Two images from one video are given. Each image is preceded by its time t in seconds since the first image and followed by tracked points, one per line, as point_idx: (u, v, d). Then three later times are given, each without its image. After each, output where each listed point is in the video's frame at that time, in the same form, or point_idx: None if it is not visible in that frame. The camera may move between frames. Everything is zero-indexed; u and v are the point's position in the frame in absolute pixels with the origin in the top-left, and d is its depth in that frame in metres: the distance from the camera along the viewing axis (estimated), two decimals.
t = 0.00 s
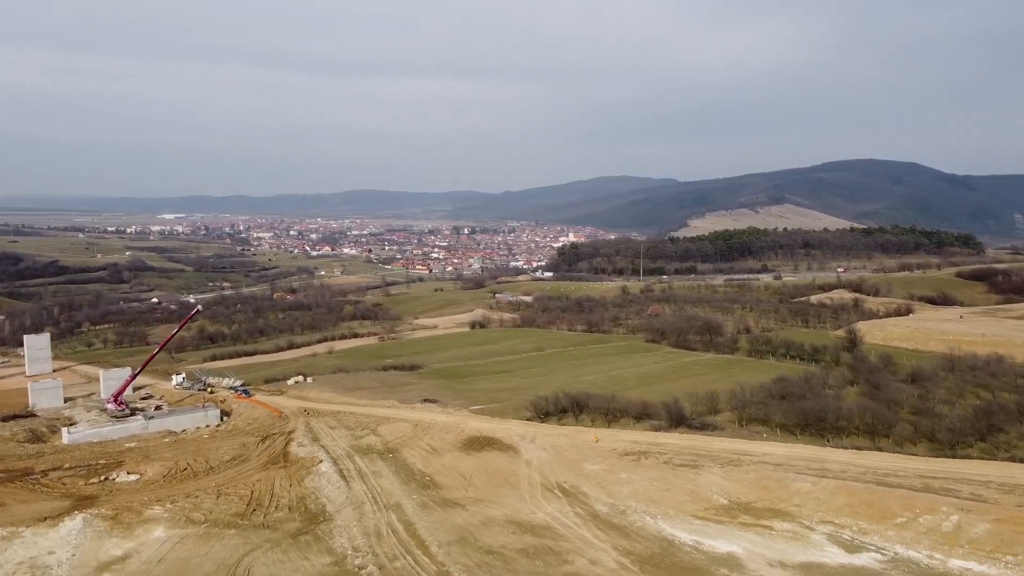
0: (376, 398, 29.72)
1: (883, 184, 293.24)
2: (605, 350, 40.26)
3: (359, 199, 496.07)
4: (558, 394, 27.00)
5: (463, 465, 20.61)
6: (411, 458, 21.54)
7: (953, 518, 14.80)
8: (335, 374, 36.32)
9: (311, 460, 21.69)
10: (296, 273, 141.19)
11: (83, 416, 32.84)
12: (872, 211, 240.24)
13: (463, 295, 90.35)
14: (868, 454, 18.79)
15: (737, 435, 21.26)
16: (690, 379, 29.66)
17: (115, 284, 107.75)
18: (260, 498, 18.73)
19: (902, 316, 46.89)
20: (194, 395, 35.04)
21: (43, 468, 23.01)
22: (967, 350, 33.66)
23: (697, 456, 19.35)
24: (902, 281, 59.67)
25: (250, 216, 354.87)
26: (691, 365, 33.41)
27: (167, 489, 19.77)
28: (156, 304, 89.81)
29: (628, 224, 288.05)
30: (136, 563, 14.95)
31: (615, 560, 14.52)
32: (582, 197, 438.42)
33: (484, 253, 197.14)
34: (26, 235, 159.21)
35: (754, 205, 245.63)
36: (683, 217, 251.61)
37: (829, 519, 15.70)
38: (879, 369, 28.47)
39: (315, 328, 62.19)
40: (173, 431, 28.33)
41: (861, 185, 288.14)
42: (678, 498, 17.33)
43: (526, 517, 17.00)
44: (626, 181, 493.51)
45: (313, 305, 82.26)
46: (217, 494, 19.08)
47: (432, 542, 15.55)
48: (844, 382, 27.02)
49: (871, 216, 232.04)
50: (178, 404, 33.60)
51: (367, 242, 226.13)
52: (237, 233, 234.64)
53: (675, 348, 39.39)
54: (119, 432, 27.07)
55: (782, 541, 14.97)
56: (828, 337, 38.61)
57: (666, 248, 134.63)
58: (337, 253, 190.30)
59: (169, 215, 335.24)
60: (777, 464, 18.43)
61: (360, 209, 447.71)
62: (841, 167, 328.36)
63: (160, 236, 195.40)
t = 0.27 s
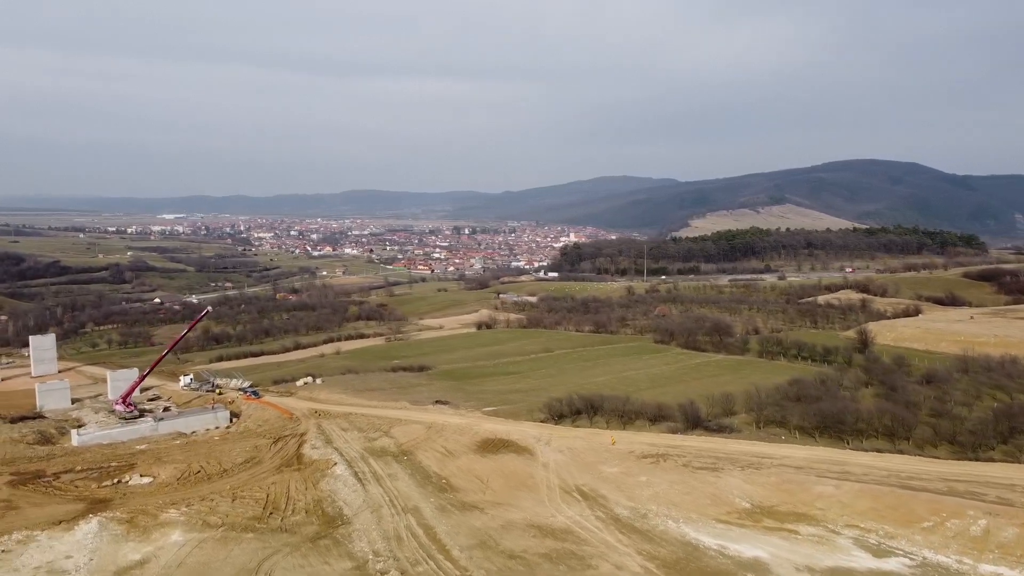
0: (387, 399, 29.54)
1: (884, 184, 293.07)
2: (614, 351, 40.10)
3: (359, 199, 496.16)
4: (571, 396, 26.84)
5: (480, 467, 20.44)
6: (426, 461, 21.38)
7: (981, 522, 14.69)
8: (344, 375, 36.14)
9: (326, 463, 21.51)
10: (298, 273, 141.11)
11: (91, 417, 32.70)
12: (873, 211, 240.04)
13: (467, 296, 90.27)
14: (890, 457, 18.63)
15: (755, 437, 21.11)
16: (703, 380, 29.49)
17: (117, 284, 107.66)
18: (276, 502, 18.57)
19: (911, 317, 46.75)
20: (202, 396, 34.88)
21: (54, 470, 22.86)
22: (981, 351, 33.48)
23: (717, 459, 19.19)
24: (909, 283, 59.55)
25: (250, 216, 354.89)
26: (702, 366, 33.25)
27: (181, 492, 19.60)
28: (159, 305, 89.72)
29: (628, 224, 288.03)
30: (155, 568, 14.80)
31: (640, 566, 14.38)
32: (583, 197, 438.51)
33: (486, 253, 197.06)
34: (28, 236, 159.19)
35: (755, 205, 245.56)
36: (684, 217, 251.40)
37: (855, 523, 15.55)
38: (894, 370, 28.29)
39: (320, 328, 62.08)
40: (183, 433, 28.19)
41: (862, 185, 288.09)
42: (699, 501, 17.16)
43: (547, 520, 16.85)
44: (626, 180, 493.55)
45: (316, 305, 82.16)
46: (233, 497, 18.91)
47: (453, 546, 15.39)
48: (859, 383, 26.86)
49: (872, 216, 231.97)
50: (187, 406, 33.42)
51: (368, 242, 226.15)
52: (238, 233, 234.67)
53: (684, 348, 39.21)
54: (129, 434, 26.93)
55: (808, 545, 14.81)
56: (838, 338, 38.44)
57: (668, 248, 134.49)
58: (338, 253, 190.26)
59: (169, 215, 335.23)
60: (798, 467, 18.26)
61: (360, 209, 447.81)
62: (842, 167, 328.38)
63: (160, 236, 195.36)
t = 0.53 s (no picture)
0: (398, 401, 29.40)
1: (885, 184, 292.89)
2: (623, 352, 39.96)
3: (360, 199, 496.24)
4: (585, 398, 26.68)
5: (496, 470, 20.26)
6: (442, 463, 21.20)
7: (1010, 527, 14.59)
8: (353, 376, 35.99)
9: (341, 465, 21.33)
10: (300, 273, 140.93)
11: (100, 419, 32.54)
12: (874, 211, 239.84)
13: (470, 296, 90.12)
14: (912, 459, 18.50)
15: (775, 440, 20.95)
16: (716, 382, 29.31)
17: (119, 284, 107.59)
18: (293, 504, 18.44)
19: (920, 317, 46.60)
20: (211, 397, 34.72)
21: (66, 472, 22.68)
22: (994, 353, 33.33)
23: (737, 462, 19.03)
24: (916, 283, 59.49)
25: (250, 216, 355.06)
26: (713, 368, 33.09)
27: (196, 495, 19.45)
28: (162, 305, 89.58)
29: (629, 224, 287.93)
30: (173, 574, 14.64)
31: (665, 571, 14.23)
32: (583, 197, 438.42)
33: (487, 253, 196.93)
34: (29, 236, 159.14)
35: (756, 205, 245.47)
36: (686, 217, 251.13)
37: (881, 527, 15.41)
38: (909, 371, 28.14)
39: (325, 328, 61.93)
40: (193, 434, 28.04)
41: (863, 185, 287.97)
42: (722, 505, 16.99)
43: (568, 523, 16.68)
44: (627, 181, 493.50)
45: (320, 306, 82.02)
46: (249, 500, 18.72)
47: (476, 551, 15.23)
48: (874, 385, 26.72)
49: (873, 216, 231.90)
50: (195, 407, 33.27)
51: (369, 242, 226.22)
52: (238, 233, 234.69)
53: (694, 350, 39.08)
54: (139, 435, 26.81)
55: (835, 549, 14.66)
56: (849, 339, 38.26)
57: (671, 248, 134.34)
58: (339, 253, 190.29)
59: (169, 215, 335.10)
60: (820, 470, 18.10)
61: (360, 209, 447.85)
62: (843, 167, 328.31)
63: (161, 237, 195.26)
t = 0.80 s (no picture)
0: (410, 402, 29.21)
1: (886, 184, 292.67)
2: (633, 353, 39.76)
3: (360, 199, 496.34)
4: (599, 400, 26.51)
5: (513, 473, 20.08)
6: (458, 465, 21.04)
7: None
8: (362, 377, 35.82)
9: (356, 468, 21.14)
10: (302, 273, 140.80)
11: (108, 420, 32.37)
12: (875, 211, 239.62)
13: (474, 296, 90.00)
14: (935, 463, 18.33)
15: (794, 442, 20.79)
16: (730, 383, 29.14)
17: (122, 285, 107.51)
18: (309, 507, 18.25)
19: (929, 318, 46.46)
20: (219, 399, 34.58)
21: (78, 475, 22.50)
22: (1007, 354, 33.13)
23: (758, 465, 18.85)
24: (923, 284, 59.33)
25: (251, 217, 355.15)
26: (725, 369, 32.93)
27: (211, 498, 19.28)
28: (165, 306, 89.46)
29: (630, 224, 287.89)
30: None
31: None
32: (584, 197, 438.35)
33: (489, 253, 196.80)
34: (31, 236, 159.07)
35: (757, 204, 245.35)
36: (687, 217, 250.86)
37: (908, 531, 15.23)
38: (923, 372, 27.99)
39: (330, 329, 61.79)
40: (203, 436, 27.90)
41: (864, 185, 287.85)
42: (744, 509, 16.81)
43: (590, 527, 16.50)
44: (627, 181, 493.43)
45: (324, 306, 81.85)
46: (265, 504, 18.55)
47: (499, 556, 15.04)
48: (890, 386, 26.56)
49: (874, 216, 231.84)
50: (204, 409, 33.11)
51: (370, 242, 226.18)
52: (239, 233, 234.72)
53: (704, 350, 38.94)
54: (149, 437, 26.66)
55: (863, 554, 14.49)
56: (860, 340, 38.09)
57: (674, 248, 134.19)
58: (340, 253, 190.24)
59: (170, 215, 335.06)
60: (843, 473, 17.92)
61: (360, 209, 447.92)
62: (844, 167, 328.21)
63: (162, 237, 195.21)
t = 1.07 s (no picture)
0: (421, 404, 29.05)
1: (888, 184, 292.30)
2: (642, 354, 39.57)
3: (361, 199, 496.57)
4: (613, 402, 26.34)
5: (531, 476, 19.91)
6: (474, 468, 20.86)
7: None
8: (372, 378, 35.68)
9: (371, 471, 20.95)
10: (304, 274, 140.73)
11: (117, 422, 32.22)
12: (876, 211, 239.64)
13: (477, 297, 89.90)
14: (958, 466, 18.16)
15: (813, 445, 20.63)
16: (744, 385, 28.95)
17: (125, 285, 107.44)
18: (326, 511, 18.08)
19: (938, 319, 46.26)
20: (228, 400, 34.41)
21: (90, 478, 22.32)
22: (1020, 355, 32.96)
23: (779, 468, 18.67)
24: (929, 284, 59.19)
25: (251, 217, 355.42)
26: (737, 370, 32.76)
27: (227, 501, 19.11)
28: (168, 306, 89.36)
29: (631, 224, 287.92)
30: None
31: None
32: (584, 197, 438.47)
33: (490, 253, 196.71)
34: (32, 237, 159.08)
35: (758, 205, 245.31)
36: (689, 217, 250.63)
37: (935, 535, 15.07)
38: (937, 373, 27.84)
39: (335, 329, 61.67)
40: (213, 438, 27.75)
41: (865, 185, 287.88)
42: (768, 513, 16.62)
43: (612, 532, 16.33)
44: (628, 181, 493.47)
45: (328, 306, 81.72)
46: (281, 507, 18.38)
47: (521, 561, 14.89)
48: (906, 388, 26.36)
49: (876, 216, 231.84)
50: (213, 410, 32.95)
51: (371, 242, 226.27)
52: (240, 233, 234.78)
53: (714, 352, 38.76)
54: (159, 439, 26.50)
55: (891, 559, 14.31)
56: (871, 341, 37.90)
57: (677, 248, 134.02)
58: (341, 254, 190.24)
59: (170, 215, 335.16)
60: (865, 476, 17.75)
61: (361, 209, 448.16)
62: (845, 167, 328.22)
63: (162, 237, 195.23)
